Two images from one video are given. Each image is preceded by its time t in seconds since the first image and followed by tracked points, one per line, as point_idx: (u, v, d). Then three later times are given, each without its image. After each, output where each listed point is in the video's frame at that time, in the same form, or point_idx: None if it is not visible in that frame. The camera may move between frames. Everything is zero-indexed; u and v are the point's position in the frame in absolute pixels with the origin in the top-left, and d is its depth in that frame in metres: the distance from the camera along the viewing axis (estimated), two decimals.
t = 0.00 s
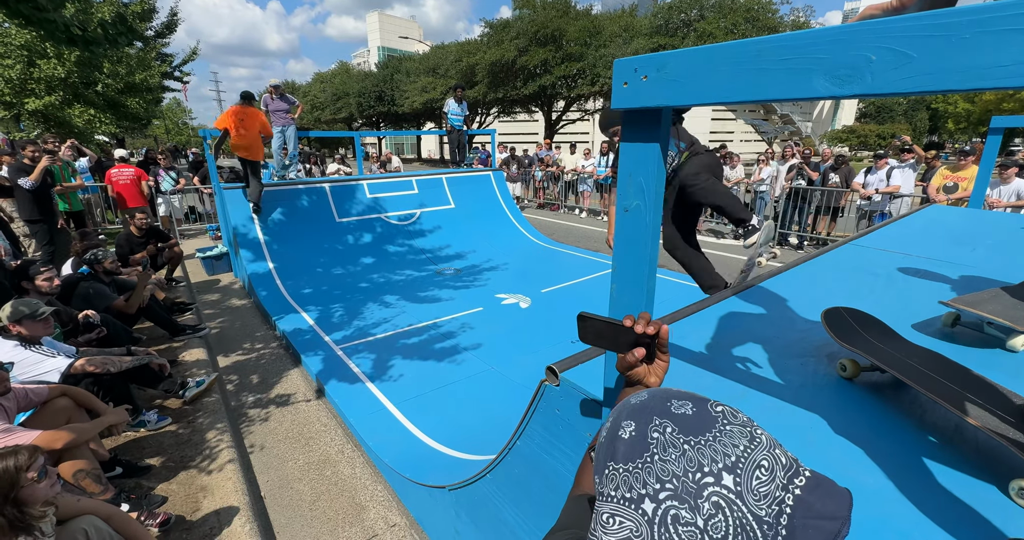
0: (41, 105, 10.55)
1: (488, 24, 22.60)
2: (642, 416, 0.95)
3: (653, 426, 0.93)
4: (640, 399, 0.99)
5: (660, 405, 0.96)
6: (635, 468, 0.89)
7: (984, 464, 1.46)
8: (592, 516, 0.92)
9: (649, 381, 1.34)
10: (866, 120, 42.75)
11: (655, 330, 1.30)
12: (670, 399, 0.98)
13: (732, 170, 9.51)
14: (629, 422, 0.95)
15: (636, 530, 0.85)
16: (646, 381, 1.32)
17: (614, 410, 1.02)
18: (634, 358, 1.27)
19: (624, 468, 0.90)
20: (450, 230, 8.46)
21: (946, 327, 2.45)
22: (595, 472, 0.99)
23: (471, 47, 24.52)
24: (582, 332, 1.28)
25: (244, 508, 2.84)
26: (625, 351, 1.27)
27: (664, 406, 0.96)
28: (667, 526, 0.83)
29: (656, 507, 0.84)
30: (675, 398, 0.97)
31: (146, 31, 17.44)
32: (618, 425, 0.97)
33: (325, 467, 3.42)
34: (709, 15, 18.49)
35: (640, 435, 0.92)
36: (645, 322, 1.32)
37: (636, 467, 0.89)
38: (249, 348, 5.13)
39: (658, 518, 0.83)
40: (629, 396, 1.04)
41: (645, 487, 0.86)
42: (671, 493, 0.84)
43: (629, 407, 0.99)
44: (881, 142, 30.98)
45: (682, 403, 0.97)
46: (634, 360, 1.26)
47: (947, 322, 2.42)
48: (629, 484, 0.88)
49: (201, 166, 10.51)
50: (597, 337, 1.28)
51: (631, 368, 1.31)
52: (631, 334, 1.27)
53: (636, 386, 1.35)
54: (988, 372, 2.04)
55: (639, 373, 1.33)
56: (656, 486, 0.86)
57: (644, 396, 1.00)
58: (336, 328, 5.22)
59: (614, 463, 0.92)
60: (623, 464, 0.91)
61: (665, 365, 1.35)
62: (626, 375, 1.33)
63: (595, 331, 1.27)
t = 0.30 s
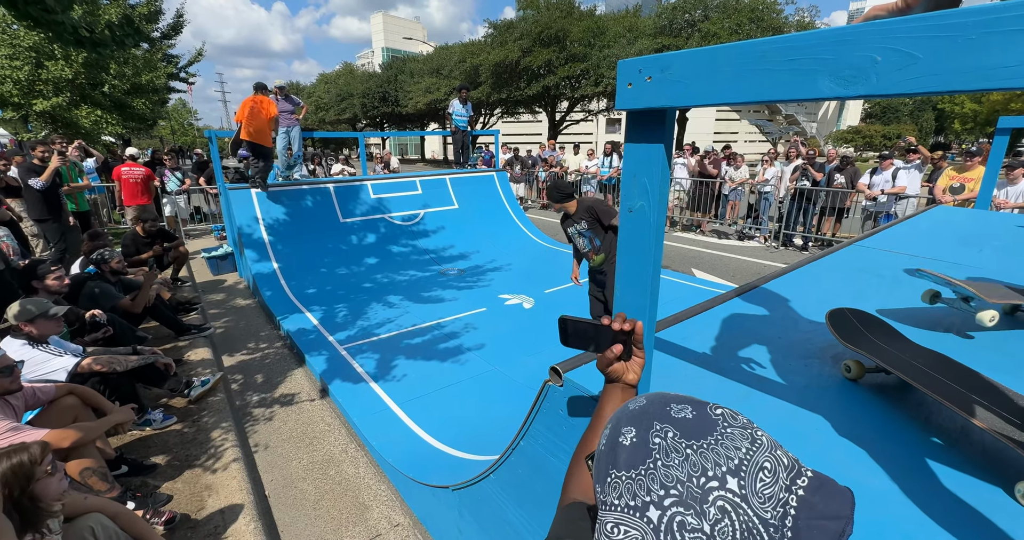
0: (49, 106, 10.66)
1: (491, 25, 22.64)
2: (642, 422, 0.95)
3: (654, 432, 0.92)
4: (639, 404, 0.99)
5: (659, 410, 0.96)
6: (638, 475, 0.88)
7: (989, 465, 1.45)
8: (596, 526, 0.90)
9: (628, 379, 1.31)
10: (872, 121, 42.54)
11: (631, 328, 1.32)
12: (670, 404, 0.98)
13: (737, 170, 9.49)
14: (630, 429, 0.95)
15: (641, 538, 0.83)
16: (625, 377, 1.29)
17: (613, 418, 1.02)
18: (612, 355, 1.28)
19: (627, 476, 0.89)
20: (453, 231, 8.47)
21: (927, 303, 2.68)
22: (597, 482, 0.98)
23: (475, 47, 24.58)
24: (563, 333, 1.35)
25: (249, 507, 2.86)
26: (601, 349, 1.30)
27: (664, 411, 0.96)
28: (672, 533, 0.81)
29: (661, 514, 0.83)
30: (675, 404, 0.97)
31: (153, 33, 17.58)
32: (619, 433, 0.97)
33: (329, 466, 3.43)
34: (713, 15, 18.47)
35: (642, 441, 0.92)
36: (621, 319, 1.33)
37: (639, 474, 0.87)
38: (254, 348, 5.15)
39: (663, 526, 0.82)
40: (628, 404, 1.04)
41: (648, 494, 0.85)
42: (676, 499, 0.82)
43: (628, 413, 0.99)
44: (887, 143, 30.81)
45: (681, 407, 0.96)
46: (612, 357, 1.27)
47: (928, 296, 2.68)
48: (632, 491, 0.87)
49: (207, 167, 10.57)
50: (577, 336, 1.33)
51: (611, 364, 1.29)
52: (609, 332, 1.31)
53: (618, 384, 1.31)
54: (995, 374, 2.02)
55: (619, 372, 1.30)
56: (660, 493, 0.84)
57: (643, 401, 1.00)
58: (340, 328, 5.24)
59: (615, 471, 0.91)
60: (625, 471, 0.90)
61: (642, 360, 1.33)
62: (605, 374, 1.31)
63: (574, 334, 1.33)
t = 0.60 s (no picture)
0: (59, 107, 10.80)
1: (496, 26, 22.66)
2: (675, 420, 0.94)
3: (686, 431, 0.91)
4: (670, 402, 0.98)
5: (693, 410, 0.96)
6: (667, 473, 0.87)
7: (998, 467, 1.45)
8: (619, 518, 0.90)
9: (603, 396, 1.40)
10: (879, 121, 42.23)
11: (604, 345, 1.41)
12: (703, 405, 0.97)
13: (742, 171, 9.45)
14: (660, 425, 0.94)
15: (666, 535, 0.83)
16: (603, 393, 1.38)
17: (641, 411, 1.01)
18: (590, 371, 1.36)
19: (656, 472, 0.88)
20: (458, 231, 8.49)
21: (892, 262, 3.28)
22: (620, 474, 0.97)
23: (480, 49, 24.58)
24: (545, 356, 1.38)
25: (255, 505, 2.88)
26: (576, 368, 1.39)
27: (697, 411, 0.95)
28: (701, 534, 0.81)
29: (690, 514, 0.83)
30: (708, 405, 0.96)
31: (161, 35, 17.76)
32: (648, 427, 0.96)
33: (335, 466, 3.45)
34: (718, 16, 18.42)
35: (673, 439, 0.91)
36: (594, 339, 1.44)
37: (669, 472, 0.87)
38: (260, 348, 5.18)
39: (692, 526, 0.82)
40: (656, 398, 1.04)
41: (680, 493, 0.85)
42: (707, 500, 0.83)
43: (659, 409, 0.98)
44: (894, 143, 30.56)
45: (715, 409, 0.96)
46: (590, 373, 1.36)
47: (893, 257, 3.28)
48: (661, 488, 0.87)
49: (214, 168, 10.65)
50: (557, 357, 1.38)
51: (588, 381, 1.38)
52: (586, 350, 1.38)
53: (594, 400, 1.38)
54: (1002, 375, 2.01)
55: (594, 387, 1.40)
56: (690, 493, 0.84)
57: (674, 399, 0.99)
58: (346, 328, 5.26)
59: (643, 465, 0.90)
60: (654, 467, 0.88)
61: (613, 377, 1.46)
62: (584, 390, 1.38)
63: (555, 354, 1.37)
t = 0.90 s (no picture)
0: (68, 110, 10.93)
1: (501, 28, 22.73)
2: (723, 413, 0.94)
3: (736, 425, 0.91)
4: (714, 399, 0.99)
5: (739, 406, 0.96)
6: (718, 464, 0.86)
7: (1009, 471, 1.44)
8: (664, 508, 0.88)
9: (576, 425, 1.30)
10: (886, 121, 41.95)
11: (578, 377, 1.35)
12: (749, 403, 0.98)
13: (747, 172, 9.43)
14: (708, 418, 0.93)
15: (716, 527, 0.82)
16: (576, 423, 1.29)
17: (682, 406, 1.01)
18: (562, 402, 1.29)
19: (705, 463, 0.87)
20: (463, 232, 8.51)
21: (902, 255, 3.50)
22: (660, 467, 0.96)
23: (484, 50, 24.55)
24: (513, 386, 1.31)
25: (261, 504, 2.89)
26: (547, 399, 1.31)
27: (745, 407, 0.96)
28: (754, 526, 0.80)
29: (743, 505, 0.82)
30: (755, 403, 0.97)
31: (170, 38, 17.93)
32: (693, 420, 0.95)
33: (341, 465, 3.46)
34: (724, 17, 18.41)
35: (723, 432, 0.90)
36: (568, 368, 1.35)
37: (721, 462, 0.86)
38: (267, 348, 5.21)
39: (745, 517, 0.81)
40: (695, 395, 1.04)
41: (732, 484, 0.83)
42: (762, 492, 0.82)
43: (704, 404, 0.98)
44: (902, 144, 30.33)
45: (762, 406, 0.96)
46: (562, 405, 1.28)
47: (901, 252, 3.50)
48: (712, 478, 0.85)
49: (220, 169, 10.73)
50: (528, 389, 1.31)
51: (560, 412, 1.29)
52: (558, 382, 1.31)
53: (568, 430, 1.29)
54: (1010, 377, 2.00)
55: (568, 416, 1.30)
56: (744, 484, 0.84)
57: (719, 396, 0.99)
58: (351, 329, 5.29)
59: (691, 456, 0.89)
60: (703, 458, 0.87)
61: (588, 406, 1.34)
62: (555, 420, 1.29)
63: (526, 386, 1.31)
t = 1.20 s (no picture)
0: (77, 112, 11.04)
1: (505, 30, 22.78)
2: (777, 422, 0.94)
3: (793, 434, 0.90)
4: (763, 407, 0.98)
5: (791, 414, 0.96)
6: (782, 474, 0.85)
7: (1016, 475, 1.42)
8: (727, 522, 0.86)
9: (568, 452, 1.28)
10: (893, 122, 41.70)
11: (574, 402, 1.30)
12: (798, 411, 0.98)
13: (752, 173, 9.39)
14: (764, 428, 0.92)
15: None
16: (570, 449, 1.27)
17: (728, 414, 1.00)
18: (556, 429, 1.25)
19: (768, 474, 0.85)
20: (467, 234, 8.53)
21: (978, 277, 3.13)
22: (713, 476, 0.93)
23: (488, 51, 24.44)
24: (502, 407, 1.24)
25: (266, 504, 2.91)
26: (541, 425, 1.26)
27: (797, 415, 0.95)
28: (826, 538, 0.79)
29: (814, 516, 0.80)
30: (805, 411, 0.97)
31: (177, 40, 18.05)
32: (747, 430, 0.93)
33: (346, 466, 3.48)
34: (729, 17, 18.37)
35: (782, 441, 0.89)
36: (562, 393, 1.30)
37: (785, 473, 0.85)
38: (272, 349, 5.24)
39: (817, 529, 0.79)
40: (738, 402, 1.04)
41: (800, 494, 0.82)
42: (832, 502, 0.80)
43: (757, 413, 0.97)
44: (909, 145, 30.14)
45: (813, 414, 0.97)
46: (556, 432, 1.24)
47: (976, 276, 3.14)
48: (778, 490, 0.84)
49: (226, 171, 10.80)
50: (517, 415, 1.25)
51: (553, 440, 1.26)
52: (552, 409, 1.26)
53: (561, 457, 1.28)
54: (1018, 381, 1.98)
55: (561, 442, 1.28)
56: (812, 494, 0.82)
57: (768, 404, 0.98)
58: (356, 330, 5.31)
59: (752, 467, 0.87)
60: (765, 469, 0.86)
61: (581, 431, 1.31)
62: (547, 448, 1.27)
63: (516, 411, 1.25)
